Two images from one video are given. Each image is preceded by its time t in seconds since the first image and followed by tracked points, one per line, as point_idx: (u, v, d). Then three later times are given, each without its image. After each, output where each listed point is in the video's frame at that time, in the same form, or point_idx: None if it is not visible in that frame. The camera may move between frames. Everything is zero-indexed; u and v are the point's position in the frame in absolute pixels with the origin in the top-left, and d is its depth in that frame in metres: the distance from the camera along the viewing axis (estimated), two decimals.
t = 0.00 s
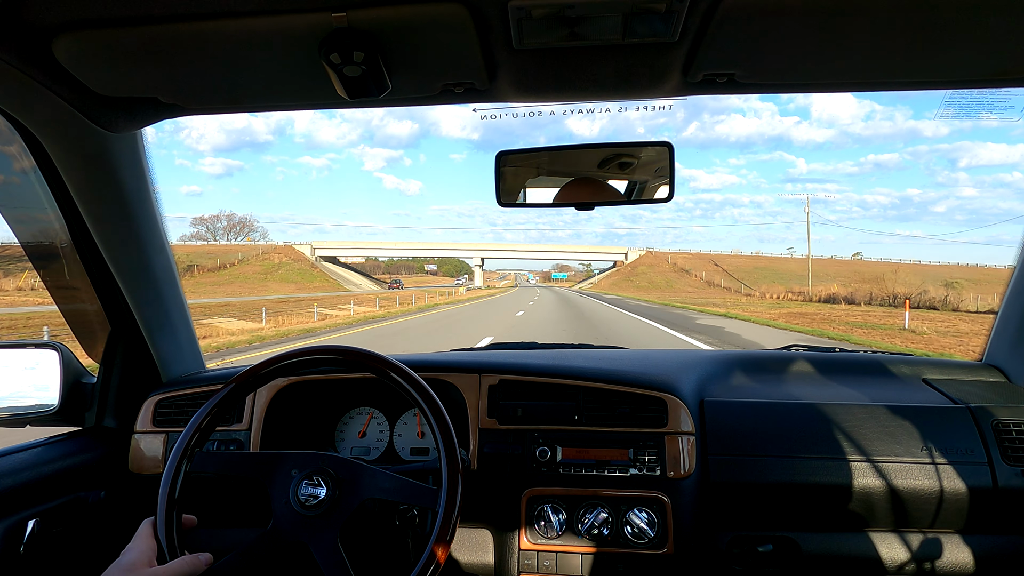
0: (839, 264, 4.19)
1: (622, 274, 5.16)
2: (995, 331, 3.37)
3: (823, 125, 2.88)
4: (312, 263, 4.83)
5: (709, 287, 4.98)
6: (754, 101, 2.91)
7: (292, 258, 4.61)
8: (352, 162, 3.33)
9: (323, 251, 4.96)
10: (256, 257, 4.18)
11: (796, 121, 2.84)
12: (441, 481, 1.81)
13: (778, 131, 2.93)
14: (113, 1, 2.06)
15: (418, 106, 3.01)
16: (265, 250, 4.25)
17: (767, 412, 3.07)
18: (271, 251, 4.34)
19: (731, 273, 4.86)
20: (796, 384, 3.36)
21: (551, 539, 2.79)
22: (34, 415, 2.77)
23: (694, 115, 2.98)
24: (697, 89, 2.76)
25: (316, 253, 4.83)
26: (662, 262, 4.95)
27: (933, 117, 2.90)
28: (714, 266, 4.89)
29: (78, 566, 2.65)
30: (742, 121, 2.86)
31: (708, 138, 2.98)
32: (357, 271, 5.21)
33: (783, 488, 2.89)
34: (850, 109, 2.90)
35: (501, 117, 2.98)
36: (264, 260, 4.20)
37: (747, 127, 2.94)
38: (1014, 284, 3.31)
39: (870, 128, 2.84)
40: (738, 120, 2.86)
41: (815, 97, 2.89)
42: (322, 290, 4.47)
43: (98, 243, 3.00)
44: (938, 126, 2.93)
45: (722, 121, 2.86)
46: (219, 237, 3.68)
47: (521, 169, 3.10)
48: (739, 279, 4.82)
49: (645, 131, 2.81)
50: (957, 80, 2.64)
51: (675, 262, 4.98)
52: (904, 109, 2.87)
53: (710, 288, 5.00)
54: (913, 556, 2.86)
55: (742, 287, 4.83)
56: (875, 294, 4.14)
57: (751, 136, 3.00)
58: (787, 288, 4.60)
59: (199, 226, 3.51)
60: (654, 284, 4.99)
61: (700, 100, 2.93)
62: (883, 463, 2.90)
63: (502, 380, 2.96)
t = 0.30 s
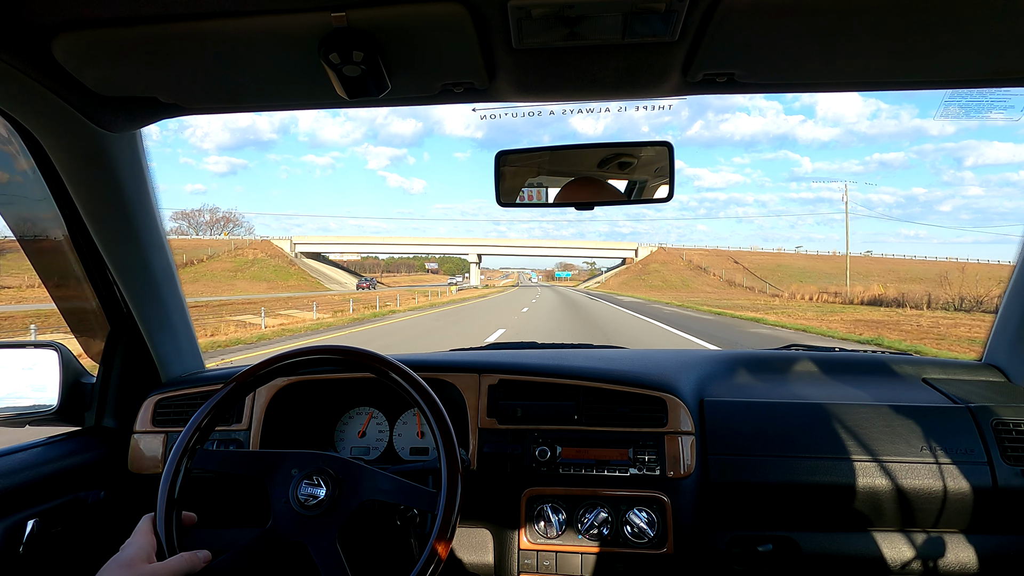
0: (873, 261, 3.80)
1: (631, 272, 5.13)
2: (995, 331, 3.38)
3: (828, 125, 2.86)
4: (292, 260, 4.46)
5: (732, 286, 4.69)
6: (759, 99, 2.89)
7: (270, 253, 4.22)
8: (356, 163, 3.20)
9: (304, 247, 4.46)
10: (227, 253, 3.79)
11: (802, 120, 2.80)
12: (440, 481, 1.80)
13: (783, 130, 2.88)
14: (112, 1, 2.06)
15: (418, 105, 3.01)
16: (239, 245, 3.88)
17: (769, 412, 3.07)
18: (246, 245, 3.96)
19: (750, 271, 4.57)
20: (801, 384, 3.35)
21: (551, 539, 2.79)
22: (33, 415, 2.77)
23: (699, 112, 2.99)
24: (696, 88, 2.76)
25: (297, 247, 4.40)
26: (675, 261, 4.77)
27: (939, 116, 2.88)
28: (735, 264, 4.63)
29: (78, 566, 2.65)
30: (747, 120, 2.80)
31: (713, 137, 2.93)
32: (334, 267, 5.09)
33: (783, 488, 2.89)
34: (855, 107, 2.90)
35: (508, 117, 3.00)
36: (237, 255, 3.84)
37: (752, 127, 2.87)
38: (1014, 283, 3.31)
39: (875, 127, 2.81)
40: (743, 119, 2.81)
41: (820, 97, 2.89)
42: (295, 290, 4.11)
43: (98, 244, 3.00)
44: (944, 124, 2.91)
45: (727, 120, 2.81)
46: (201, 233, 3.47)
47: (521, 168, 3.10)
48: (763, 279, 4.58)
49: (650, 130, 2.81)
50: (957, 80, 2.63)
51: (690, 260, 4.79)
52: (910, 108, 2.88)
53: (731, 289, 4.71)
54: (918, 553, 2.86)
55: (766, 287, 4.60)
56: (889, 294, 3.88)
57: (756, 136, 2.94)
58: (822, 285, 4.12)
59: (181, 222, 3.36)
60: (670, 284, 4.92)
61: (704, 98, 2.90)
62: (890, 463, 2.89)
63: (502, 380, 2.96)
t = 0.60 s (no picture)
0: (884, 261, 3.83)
1: (643, 271, 5.33)
2: (994, 331, 3.38)
3: (832, 124, 2.86)
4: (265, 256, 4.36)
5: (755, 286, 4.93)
6: (763, 99, 2.90)
7: (240, 250, 4.08)
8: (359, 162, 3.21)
9: (282, 244, 4.45)
10: (192, 249, 3.50)
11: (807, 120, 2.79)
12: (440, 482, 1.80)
13: (787, 130, 2.89)
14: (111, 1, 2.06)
15: (418, 105, 3.01)
16: (207, 241, 3.61)
17: (769, 412, 3.07)
18: (213, 241, 3.69)
19: (775, 270, 4.76)
20: (804, 384, 3.36)
21: (551, 539, 2.79)
22: (33, 415, 2.77)
23: (703, 112, 2.99)
24: (696, 89, 2.76)
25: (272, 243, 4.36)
26: (693, 258, 5.16)
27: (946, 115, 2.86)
28: (758, 263, 4.87)
29: (78, 566, 2.65)
30: (750, 120, 2.80)
31: (717, 137, 2.94)
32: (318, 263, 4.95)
33: (783, 488, 2.89)
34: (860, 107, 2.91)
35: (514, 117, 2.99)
36: (201, 252, 3.56)
37: (756, 127, 2.88)
38: (1013, 283, 3.31)
39: (880, 127, 2.81)
40: (746, 119, 2.82)
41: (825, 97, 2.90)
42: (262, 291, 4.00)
43: (98, 243, 3.00)
44: (950, 124, 2.90)
45: (731, 120, 2.82)
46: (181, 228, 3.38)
47: (521, 168, 3.10)
48: (792, 279, 4.66)
49: (653, 129, 2.81)
50: (956, 80, 2.63)
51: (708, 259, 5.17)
52: (915, 108, 2.88)
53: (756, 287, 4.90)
54: (922, 553, 2.85)
55: (797, 287, 4.55)
56: (938, 297, 3.82)
57: (760, 136, 2.94)
58: (864, 287, 4.17)
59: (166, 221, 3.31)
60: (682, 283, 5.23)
61: (708, 98, 2.91)
62: (896, 463, 2.90)
63: (501, 380, 2.96)
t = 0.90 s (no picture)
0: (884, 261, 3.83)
1: (658, 271, 5.42)
2: (995, 332, 3.38)
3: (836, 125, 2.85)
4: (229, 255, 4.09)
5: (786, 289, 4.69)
6: (767, 100, 2.89)
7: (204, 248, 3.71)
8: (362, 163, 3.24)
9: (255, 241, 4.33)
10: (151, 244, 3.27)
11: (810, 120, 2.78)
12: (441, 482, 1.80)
13: (792, 131, 2.86)
14: (112, 1, 2.06)
15: (419, 105, 3.01)
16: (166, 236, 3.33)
17: (770, 412, 3.07)
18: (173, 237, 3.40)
19: (808, 271, 4.64)
20: (807, 384, 3.36)
21: (551, 540, 2.79)
22: (34, 415, 2.77)
23: (706, 113, 2.98)
24: (696, 89, 2.76)
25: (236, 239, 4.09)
26: (713, 257, 5.13)
27: (950, 116, 2.86)
28: (786, 261, 4.75)
29: (78, 566, 2.65)
30: (754, 121, 2.80)
31: (720, 137, 2.95)
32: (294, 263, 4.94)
33: (783, 488, 2.89)
34: (864, 108, 2.91)
35: (517, 117, 3.00)
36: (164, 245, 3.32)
37: (760, 127, 2.86)
38: (1014, 283, 3.31)
39: (884, 127, 2.79)
40: (750, 120, 2.81)
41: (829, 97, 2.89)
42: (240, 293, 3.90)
43: (98, 243, 3.00)
44: (956, 125, 2.88)
45: (734, 120, 2.82)
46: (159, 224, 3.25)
47: (522, 169, 3.10)
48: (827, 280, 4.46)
49: (656, 131, 2.78)
50: (957, 80, 2.63)
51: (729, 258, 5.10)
52: (919, 108, 2.87)
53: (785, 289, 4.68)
54: (926, 553, 2.84)
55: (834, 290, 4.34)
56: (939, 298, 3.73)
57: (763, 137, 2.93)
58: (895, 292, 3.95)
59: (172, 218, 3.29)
60: (699, 284, 5.25)
61: (711, 98, 2.89)
62: (899, 463, 2.89)
63: (502, 380, 2.96)
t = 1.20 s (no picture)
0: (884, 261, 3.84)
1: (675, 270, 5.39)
2: (995, 332, 3.39)
3: (838, 125, 2.84)
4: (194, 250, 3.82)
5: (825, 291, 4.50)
6: (770, 100, 2.89)
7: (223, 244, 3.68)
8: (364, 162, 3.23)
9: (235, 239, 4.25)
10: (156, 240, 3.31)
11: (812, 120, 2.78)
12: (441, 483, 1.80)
13: (794, 131, 2.87)
14: (112, 2, 2.06)
15: (419, 106, 3.01)
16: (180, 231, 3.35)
17: (771, 412, 3.07)
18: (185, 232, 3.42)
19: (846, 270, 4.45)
20: (809, 384, 3.36)
21: (551, 540, 2.79)
22: (34, 416, 2.77)
23: (709, 113, 2.97)
24: (696, 89, 2.76)
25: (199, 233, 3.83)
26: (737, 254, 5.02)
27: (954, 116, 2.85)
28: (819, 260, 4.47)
29: (78, 567, 2.65)
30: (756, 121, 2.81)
31: (723, 137, 2.97)
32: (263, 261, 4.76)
33: (783, 488, 2.89)
34: (867, 108, 2.91)
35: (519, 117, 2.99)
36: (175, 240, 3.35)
37: (762, 128, 2.88)
38: (1014, 283, 3.31)
39: (887, 128, 2.81)
40: (753, 120, 2.83)
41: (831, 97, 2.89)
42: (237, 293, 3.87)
43: (98, 244, 3.01)
44: (959, 126, 2.90)
45: (738, 120, 2.83)
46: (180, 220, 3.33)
47: (521, 169, 3.10)
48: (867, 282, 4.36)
49: (658, 130, 2.76)
50: (957, 80, 2.64)
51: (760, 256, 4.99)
52: (922, 109, 2.87)
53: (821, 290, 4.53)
54: (927, 553, 2.85)
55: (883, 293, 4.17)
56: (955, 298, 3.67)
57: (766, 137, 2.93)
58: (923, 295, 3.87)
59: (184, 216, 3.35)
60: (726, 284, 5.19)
61: (714, 98, 2.90)
62: (900, 463, 2.89)
63: (502, 380, 2.96)
